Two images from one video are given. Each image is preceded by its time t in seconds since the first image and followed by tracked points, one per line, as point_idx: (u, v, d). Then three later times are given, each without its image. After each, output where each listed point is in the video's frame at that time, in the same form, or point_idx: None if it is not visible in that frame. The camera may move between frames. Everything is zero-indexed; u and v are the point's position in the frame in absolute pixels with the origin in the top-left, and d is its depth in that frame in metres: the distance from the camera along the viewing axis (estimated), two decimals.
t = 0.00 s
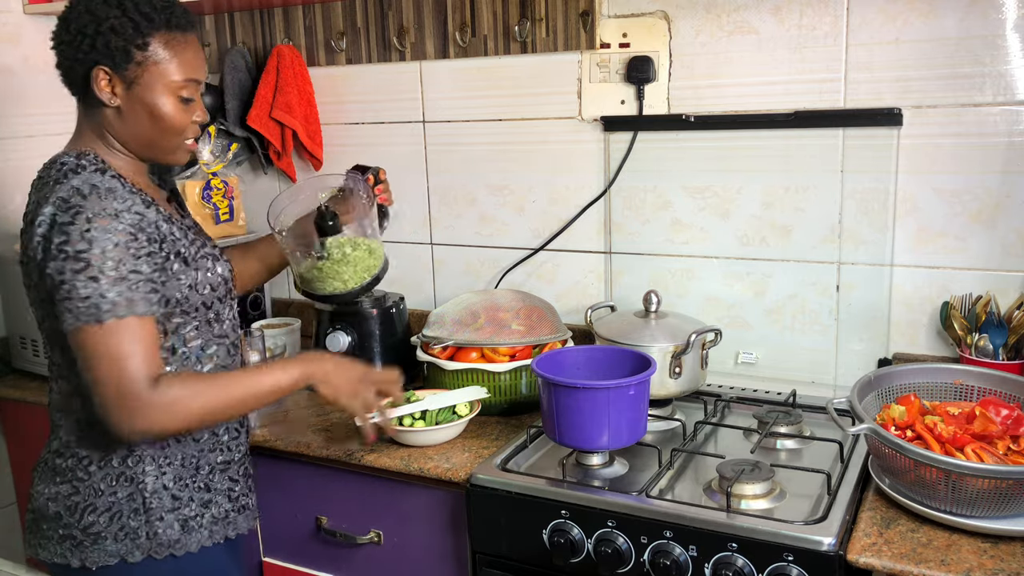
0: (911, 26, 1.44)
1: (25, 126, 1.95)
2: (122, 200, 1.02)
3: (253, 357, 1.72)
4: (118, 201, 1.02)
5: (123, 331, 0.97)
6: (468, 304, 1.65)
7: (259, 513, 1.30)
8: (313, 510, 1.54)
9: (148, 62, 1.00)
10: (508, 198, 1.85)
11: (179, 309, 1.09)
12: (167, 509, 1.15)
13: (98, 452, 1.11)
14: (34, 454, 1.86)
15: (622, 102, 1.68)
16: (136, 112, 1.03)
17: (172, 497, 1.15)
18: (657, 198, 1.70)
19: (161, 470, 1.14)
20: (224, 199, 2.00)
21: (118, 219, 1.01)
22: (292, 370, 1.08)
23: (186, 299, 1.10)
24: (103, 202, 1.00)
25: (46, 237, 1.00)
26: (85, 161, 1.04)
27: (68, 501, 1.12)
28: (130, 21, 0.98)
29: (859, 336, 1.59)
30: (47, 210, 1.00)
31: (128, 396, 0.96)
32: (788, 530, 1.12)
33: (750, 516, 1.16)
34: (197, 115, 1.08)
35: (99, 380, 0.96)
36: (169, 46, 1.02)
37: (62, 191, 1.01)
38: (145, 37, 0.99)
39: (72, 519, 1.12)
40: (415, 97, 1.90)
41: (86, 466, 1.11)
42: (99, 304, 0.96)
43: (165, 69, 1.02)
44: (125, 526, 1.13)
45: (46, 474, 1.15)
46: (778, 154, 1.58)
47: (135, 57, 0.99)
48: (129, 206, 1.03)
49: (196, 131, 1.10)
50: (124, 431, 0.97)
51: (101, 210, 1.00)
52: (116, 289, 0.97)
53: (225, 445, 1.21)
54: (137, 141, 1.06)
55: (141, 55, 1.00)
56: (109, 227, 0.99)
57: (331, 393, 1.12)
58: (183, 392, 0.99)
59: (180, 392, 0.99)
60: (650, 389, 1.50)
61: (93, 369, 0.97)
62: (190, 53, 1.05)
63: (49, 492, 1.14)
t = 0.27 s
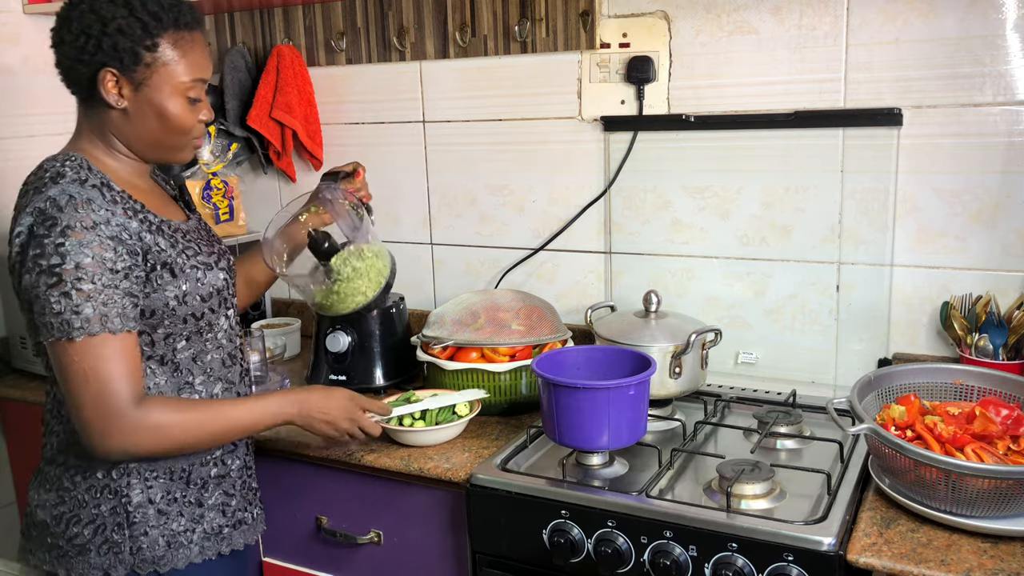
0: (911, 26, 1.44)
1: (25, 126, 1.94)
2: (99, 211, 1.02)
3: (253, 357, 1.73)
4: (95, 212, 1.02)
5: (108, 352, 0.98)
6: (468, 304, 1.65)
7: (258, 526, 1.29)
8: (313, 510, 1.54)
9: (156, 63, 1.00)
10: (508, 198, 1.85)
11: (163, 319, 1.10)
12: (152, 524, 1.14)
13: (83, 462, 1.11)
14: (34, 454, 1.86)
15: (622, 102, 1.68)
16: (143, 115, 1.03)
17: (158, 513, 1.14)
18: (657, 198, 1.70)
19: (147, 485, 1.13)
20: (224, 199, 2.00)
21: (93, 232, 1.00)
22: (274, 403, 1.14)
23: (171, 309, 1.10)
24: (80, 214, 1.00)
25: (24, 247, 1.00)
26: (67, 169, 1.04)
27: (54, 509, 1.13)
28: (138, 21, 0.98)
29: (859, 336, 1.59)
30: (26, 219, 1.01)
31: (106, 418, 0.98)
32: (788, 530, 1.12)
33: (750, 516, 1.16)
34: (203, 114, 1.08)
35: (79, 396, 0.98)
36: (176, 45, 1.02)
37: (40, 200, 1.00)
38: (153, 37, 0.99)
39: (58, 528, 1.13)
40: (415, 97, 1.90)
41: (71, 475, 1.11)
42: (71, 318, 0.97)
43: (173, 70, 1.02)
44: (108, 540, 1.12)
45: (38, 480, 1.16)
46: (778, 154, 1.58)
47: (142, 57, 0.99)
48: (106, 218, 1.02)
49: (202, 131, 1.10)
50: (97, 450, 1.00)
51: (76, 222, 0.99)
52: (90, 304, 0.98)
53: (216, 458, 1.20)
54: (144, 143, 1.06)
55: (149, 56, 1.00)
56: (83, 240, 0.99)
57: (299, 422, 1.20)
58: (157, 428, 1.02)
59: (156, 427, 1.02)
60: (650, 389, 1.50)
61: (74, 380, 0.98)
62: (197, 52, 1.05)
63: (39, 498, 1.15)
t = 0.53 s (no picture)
0: (911, 26, 1.44)
1: (25, 126, 1.95)
2: (91, 218, 1.00)
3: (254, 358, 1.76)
4: (87, 219, 1.00)
5: (71, 358, 0.94)
6: (468, 304, 1.65)
7: (264, 534, 1.27)
8: (313, 510, 1.54)
9: (171, 63, 1.00)
10: (508, 198, 1.85)
11: (162, 326, 1.09)
12: (154, 533, 1.12)
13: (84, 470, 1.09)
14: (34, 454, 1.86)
15: (622, 102, 1.68)
16: (157, 115, 1.02)
17: (161, 521, 1.12)
18: (657, 198, 1.70)
19: (150, 493, 1.11)
20: (224, 199, 2.00)
21: (79, 240, 0.98)
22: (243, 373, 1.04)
23: (172, 317, 1.09)
24: (69, 221, 0.98)
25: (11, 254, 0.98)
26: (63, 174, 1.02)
27: (56, 519, 1.11)
28: (153, 21, 0.98)
29: (859, 336, 1.59)
30: (15, 224, 0.98)
31: (61, 426, 0.93)
32: (788, 530, 1.12)
33: (750, 516, 1.16)
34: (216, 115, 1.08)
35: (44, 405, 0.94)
36: (191, 46, 1.02)
37: (32, 204, 0.98)
38: (168, 37, 0.99)
39: (60, 537, 1.11)
40: (415, 97, 1.90)
41: (73, 484, 1.09)
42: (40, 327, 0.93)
43: (187, 71, 1.02)
44: (110, 549, 1.10)
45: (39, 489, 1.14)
46: (778, 154, 1.58)
47: (157, 58, 0.99)
48: (96, 227, 1.00)
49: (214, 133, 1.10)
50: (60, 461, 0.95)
51: (64, 229, 0.97)
52: (66, 314, 0.94)
53: (219, 466, 1.18)
54: (155, 143, 1.06)
55: (164, 57, 0.99)
56: (67, 248, 0.96)
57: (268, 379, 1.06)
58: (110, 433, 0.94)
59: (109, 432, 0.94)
60: (650, 389, 1.50)
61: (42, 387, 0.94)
62: (212, 53, 1.05)
63: (40, 507, 1.13)
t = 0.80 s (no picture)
0: (911, 25, 1.44)
1: (25, 126, 1.94)
2: (81, 218, 1.00)
3: (255, 358, 1.76)
4: (76, 219, 0.99)
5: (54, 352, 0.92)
6: (468, 304, 1.65)
7: (267, 539, 1.27)
8: (313, 510, 1.54)
9: (172, 63, 1.00)
10: (508, 198, 1.85)
11: (157, 330, 1.09)
12: (152, 541, 1.12)
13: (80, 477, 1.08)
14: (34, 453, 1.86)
15: (622, 102, 1.68)
16: (157, 115, 1.02)
17: (159, 529, 1.12)
18: (657, 198, 1.71)
19: (147, 501, 1.10)
20: (224, 199, 2.00)
21: (69, 239, 0.97)
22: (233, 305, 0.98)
23: (165, 321, 1.09)
24: (58, 220, 0.97)
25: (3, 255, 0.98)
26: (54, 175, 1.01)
27: (53, 525, 1.11)
28: (154, 20, 0.98)
29: (859, 336, 1.59)
30: (7, 225, 0.99)
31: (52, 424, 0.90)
32: (788, 530, 1.11)
33: (750, 516, 1.16)
34: (217, 115, 1.08)
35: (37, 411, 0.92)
36: (192, 45, 1.02)
37: (22, 205, 0.98)
38: (168, 37, 0.99)
39: (57, 543, 1.12)
40: (415, 97, 1.90)
41: (69, 491, 1.09)
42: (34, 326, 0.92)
43: (189, 70, 1.02)
44: (106, 556, 1.10)
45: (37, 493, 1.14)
46: (778, 154, 1.58)
47: (158, 57, 0.99)
48: (86, 226, 1.00)
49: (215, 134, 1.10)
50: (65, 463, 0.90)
51: (52, 228, 0.96)
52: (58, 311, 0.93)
53: (219, 473, 1.17)
54: (156, 143, 1.05)
55: (164, 56, 0.99)
56: (57, 247, 0.95)
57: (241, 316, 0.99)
58: (97, 408, 0.89)
59: (95, 408, 0.89)
60: (650, 389, 1.50)
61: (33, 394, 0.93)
62: (213, 53, 1.05)
63: (38, 511, 1.13)
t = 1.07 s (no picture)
0: (911, 26, 1.44)
1: (25, 126, 1.94)
2: (83, 211, 0.99)
3: (254, 358, 1.76)
4: (79, 212, 0.98)
5: (90, 338, 0.91)
6: (468, 304, 1.65)
7: (266, 543, 1.26)
8: (313, 510, 1.54)
9: (161, 63, 0.98)
10: (508, 198, 1.85)
11: (157, 327, 1.08)
12: (148, 543, 1.11)
13: (77, 479, 1.10)
14: (34, 453, 1.86)
15: (622, 102, 1.68)
16: (149, 117, 1.00)
17: (155, 530, 1.12)
18: (657, 198, 1.71)
19: (143, 503, 1.10)
20: (224, 199, 2.02)
21: (76, 229, 0.96)
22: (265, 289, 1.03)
23: (165, 319, 1.08)
24: (61, 213, 0.96)
25: (8, 252, 0.97)
26: (50, 171, 1.00)
27: (51, 526, 1.13)
28: (139, 20, 0.96)
29: (859, 336, 1.59)
30: (7, 223, 0.97)
31: (106, 407, 0.90)
32: (787, 530, 1.12)
33: (750, 516, 1.16)
34: (212, 115, 1.06)
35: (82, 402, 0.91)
36: (181, 44, 0.99)
37: (18, 201, 0.97)
38: (155, 37, 0.97)
39: (55, 545, 1.13)
40: (415, 97, 1.90)
41: (67, 491, 1.10)
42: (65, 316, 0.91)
43: (179, 70, 0.99)
44: (102, 557, 1.11)
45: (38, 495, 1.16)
46: (778, 154, 1.58)
47: (145, 58, 0.97)
48: (89, 217, 0.99)
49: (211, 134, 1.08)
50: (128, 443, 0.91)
51: (58, 219, 0.96)
52: (82, 298, 0.92)
53: (216, 475, 1.16)
54: (149, 146, 1.04)
55: (151, 56, 0.97)
56: (68, 236, 0.95)
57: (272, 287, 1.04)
58: (155, 382, 0.91)
59: (154, 382, 0.91)
60: (650, 389, 1.50)
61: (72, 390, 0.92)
62: (204, 51, 1.02)
63: (38, 513, 1.15)
